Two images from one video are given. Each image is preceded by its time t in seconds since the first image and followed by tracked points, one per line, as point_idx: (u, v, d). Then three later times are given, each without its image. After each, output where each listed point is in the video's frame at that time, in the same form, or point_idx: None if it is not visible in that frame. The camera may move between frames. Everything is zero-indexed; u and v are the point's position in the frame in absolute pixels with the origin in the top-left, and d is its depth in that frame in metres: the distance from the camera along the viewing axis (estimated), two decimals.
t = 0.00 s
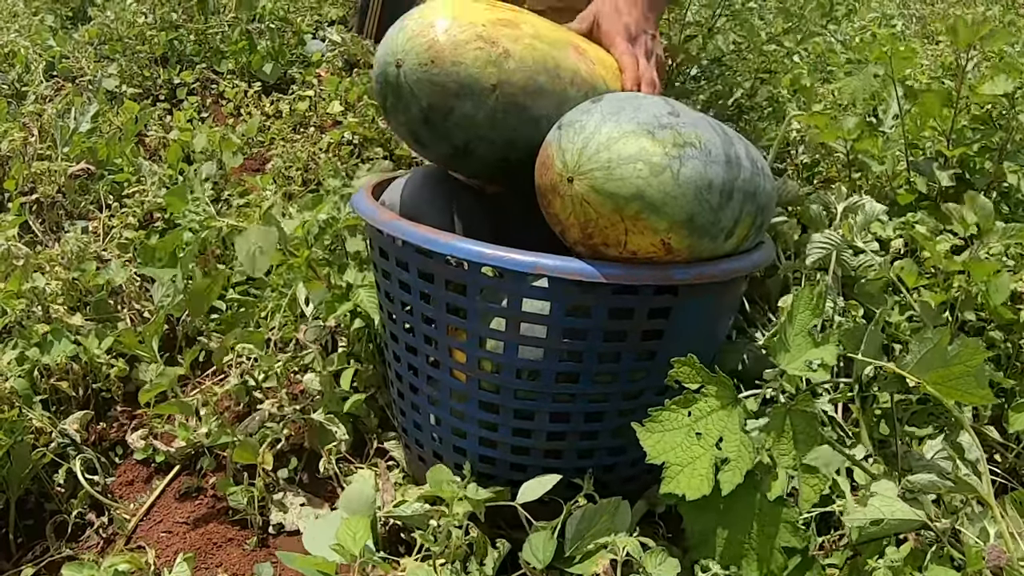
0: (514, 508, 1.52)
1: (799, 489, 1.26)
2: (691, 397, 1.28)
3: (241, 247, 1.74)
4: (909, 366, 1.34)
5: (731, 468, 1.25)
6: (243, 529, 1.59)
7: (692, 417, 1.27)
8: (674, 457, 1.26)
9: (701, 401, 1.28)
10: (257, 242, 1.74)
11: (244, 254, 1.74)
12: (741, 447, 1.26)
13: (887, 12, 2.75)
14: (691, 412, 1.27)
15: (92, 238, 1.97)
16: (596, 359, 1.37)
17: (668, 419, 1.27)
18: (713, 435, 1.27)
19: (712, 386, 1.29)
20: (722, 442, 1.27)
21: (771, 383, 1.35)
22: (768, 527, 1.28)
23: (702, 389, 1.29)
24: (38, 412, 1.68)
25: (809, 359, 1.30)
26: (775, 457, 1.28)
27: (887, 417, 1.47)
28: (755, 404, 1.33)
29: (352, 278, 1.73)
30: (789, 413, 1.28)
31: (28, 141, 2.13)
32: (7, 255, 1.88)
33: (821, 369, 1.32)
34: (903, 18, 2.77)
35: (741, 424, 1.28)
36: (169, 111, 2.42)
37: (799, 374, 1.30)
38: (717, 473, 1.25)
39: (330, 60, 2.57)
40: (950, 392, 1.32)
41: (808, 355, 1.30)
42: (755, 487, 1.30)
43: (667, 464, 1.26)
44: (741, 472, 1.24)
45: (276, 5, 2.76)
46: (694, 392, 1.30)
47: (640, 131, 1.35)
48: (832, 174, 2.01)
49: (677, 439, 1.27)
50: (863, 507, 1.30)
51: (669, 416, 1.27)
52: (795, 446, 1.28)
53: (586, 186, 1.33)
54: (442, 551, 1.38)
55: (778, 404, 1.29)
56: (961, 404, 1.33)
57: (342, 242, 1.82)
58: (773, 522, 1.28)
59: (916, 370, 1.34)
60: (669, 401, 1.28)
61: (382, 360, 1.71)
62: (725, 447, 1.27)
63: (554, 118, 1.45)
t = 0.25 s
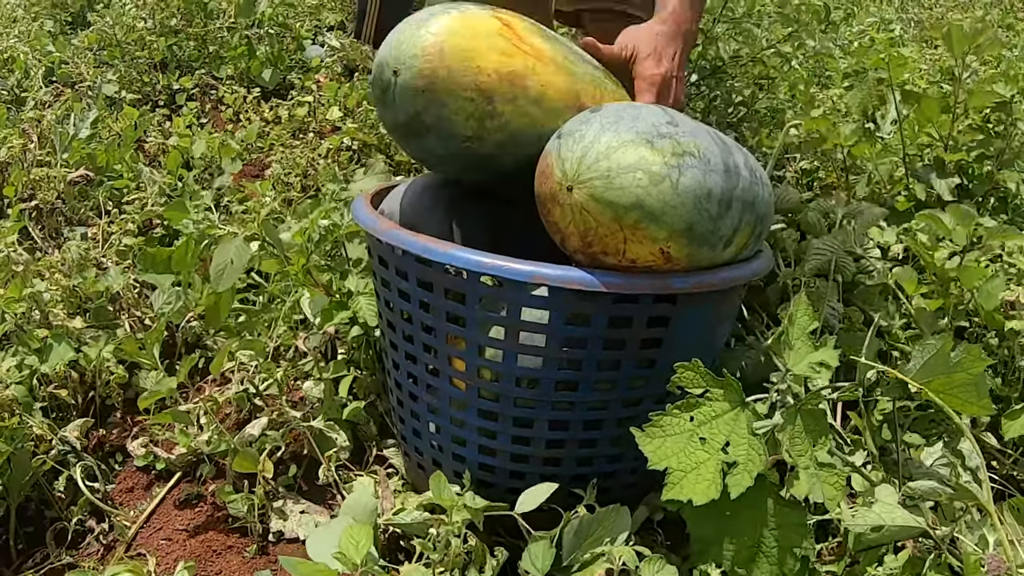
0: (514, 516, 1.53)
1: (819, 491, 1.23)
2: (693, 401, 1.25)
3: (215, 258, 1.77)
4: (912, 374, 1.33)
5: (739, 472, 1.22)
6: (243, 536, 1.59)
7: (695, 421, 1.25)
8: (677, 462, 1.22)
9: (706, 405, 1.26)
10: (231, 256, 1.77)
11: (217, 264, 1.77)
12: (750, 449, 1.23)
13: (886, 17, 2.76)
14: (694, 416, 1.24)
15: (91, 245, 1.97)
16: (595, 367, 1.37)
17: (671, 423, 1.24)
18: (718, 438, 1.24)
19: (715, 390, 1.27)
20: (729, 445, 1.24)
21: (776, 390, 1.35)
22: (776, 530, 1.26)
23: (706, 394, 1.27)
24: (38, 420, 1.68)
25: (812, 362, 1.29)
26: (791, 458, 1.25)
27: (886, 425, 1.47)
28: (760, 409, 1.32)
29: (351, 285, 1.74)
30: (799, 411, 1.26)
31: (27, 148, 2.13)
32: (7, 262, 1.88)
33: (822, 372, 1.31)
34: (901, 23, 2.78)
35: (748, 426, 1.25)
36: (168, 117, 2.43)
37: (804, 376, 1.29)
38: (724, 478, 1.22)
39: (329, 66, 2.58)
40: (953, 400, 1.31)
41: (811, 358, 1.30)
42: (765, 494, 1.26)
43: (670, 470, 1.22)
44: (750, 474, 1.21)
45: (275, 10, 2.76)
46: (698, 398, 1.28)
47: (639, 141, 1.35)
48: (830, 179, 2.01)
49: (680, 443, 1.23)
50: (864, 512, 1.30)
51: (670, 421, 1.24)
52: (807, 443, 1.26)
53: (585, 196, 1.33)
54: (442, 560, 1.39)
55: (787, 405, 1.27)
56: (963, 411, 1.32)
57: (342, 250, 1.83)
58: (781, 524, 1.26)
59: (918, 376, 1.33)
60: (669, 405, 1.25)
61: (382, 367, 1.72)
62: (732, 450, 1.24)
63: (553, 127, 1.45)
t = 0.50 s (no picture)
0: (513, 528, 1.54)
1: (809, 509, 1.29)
2: (690, 425, 1.30)
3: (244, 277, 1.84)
4: (908, 388, 1.33)
5: (735, 492, 1.26)
6: (243, 544, 1.59)
7: (693, 444, 1.29)
8: (677, 486, 1.26)
9: (701, 427, 1.30)
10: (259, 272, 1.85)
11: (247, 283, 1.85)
12: (745, 470, 1.28)
13: (883, 22, 2.77)
14: (692, 439, 1.29)
15: (90, 252, 1.97)
16: (590, 378, 1.38)
17: (670, 448, 1.28)
18: (715, 460, 1.29)
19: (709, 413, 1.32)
20: (725, 466, 1.28)
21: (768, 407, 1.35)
22: (773, 548, 1.28)
23: (701, 416, 1.31)
24: (38, 428, 1.68)
25: (806, 383, 1.32)
26: (783, 480, 1.30)
27: (882, 437, 1.47)
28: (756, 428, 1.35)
29: (349, 294, 1.74)
30: (790, 433, 1.32)
31: (26, 155, 2.14)
32: (7, 271, 1.89)
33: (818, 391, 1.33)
34: (899, 27, 2.78)
35: (743, 447, 1.30)
36: (167, 122, 2.44)
37: (798, 397, 1.31)
38: (722, 498, 1.26)
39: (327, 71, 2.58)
40: (949, 413, 1.32)
41: (805, 379, 1.32)
42: (757, 503, 1.29)
43: (672, 494, 1.26)
44: (745, 494, 1.26)
45: (273, 15, 2.77)
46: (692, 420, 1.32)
47: (633, 154, 1.36)
48: (827, 186, 2.02)
49: (680, 467, 1.28)
50: (860, 524, 1.32)
51: (670, 446, 1.28)
52: (798, 464, 1.31)
53: (580, 209, 1.33)
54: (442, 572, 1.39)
55: (778, 427, 1.33)
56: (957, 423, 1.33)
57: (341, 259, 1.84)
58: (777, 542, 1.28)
59: (913, 391, 1.33)
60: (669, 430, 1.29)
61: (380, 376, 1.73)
62: (728, 472, 1.28)
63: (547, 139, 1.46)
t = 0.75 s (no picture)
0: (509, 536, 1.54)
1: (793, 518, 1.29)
2: (683, 428, 1.27)
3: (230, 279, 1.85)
4: (901, 397, 1.34)
5: (725, 498, 1.24)
6: (241, 551, 1.60)
7: (684, 448, 1.26)
8: (665, 489, 1.24)
9: (695, 432, 1.27)
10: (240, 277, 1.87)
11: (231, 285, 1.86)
12: (736, 475, 1.25)
13: (880, 25, 2.77)
14: (683, 443, 1.26)
15: (88, 257, 1.98)
16: (591, 385, 1.38)
17: (660, 450, 1.26)
18: (707, 465, 1.26)
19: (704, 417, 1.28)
20: (716, 471, 1.26)
21: (763, 414, 1.33)
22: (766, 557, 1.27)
23: (695, 420, 1.27)
24: (36, 434, 1.69)
25: (799, 388, 1.29)
26: (773, 487, 1.28)
27: (877, 444, 1.48)
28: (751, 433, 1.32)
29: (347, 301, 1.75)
30: (783, 440, 1.30)
31: (23, 160, 2.14)
32: (4, 277, 1.89)
33: (813, 397, 1.30)
34: (897, 31, 2.79)
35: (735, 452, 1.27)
36: (164, 127, 2.44)
37: (791, 403, 1.29)
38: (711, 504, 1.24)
39: (325, 76, 2.58)
40: (942, 421, 1.32)
41: (798, 384, 1.29)
42: (750, 518, 1.28)
43: (661, 496, 1.24)
44: (735, 500, 1.23)
45: (271, 19, 2.77)
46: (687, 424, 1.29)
47: (637, 161, 1.36)
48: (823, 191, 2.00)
49: (670, 470, 1.25)
50: (854, 532, 1.30)
51: (661, 448, 1.25)
52: (789, 472, 1.29)
53: (582, 216, 1.33)
54: None
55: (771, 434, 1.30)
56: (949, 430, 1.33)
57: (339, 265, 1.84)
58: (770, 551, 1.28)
59: (906, 400, 1.33)
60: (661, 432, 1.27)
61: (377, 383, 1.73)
62: (719, 477, 1.25)
63: (549, 147, 1.46)
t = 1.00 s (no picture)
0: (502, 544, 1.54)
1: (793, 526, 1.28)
2: (678, 435, 1.27)
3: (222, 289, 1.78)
4: (896, 404, 1.34)
5: (721, 505, 1.24)
6: (235, 558, 1.59)
7: (679, 454, 1.26)
8: (659, 495, 1.25)
9: (689, 439, 1.28)
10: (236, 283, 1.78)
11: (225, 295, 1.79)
12: (732, 483, 1.26)
13: (875, 29, 2.78)
14: (678, 449, 1.26)
15: (82, 263, 1.98)
16: (583, 395, 1.38)
17: (655, 457, 1.26)
18: (701, 472, 1.26)
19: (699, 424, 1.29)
20: (711, 479, 1.26)
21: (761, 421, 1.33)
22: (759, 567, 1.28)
23: (691, 427, 1.29)
24: (30, 441, 1.68)
25: (797, 397, 1.29)
26: (772, 494, 1.27)
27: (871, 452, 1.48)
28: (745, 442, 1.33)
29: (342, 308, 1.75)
30: (779, 448, 1.29)
31: (18, 165, 2.14)
32: None
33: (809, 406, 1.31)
34: (892, 35, 2.79)
35: (730, 460, 1.28)
36: (159, 132, 2.45)
37: (789, 413, 1.29)
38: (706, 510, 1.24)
39: (321, 80, 2.59)
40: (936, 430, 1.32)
41: (797, 393, 1.30)
42: (750, 530, 1.28)
43: (653, 503, 1.24)
44: (733, 508, 1.24)
45: (267, 23, 2.78)
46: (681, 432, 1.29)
47: (628, 171, 1.36)
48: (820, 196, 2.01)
49: (664, 476, 1.26)
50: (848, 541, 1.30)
51: (655, 455, 1.26)
52: (786, 479, 1.28)
53: (574, 226, 1.33)
54: None
55: (769, 440, 1.29)
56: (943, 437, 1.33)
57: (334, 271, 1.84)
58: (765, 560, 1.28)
59: (900, 407, 1.33)
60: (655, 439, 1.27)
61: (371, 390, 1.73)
62: (715, 484, 1.26)
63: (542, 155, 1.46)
